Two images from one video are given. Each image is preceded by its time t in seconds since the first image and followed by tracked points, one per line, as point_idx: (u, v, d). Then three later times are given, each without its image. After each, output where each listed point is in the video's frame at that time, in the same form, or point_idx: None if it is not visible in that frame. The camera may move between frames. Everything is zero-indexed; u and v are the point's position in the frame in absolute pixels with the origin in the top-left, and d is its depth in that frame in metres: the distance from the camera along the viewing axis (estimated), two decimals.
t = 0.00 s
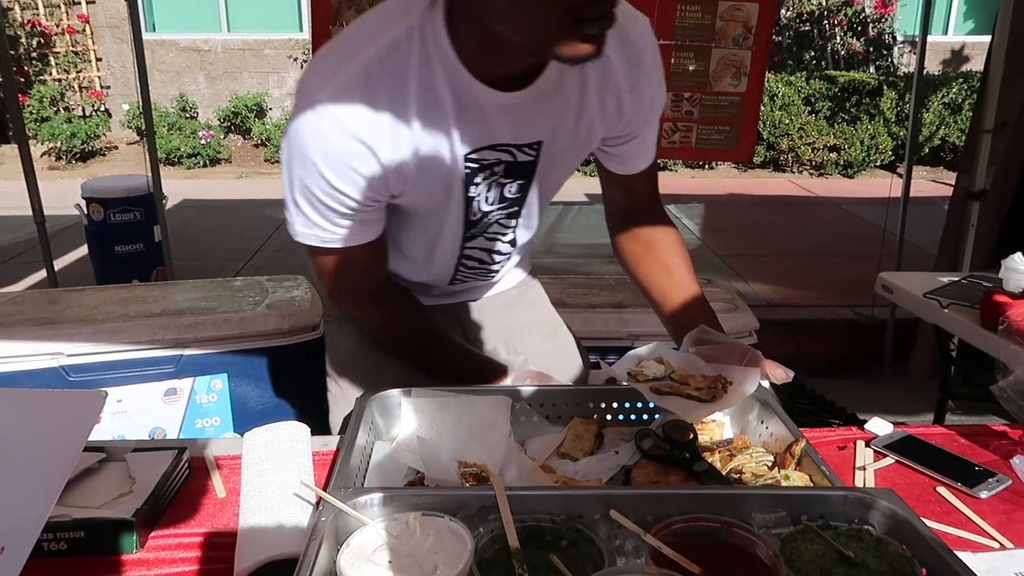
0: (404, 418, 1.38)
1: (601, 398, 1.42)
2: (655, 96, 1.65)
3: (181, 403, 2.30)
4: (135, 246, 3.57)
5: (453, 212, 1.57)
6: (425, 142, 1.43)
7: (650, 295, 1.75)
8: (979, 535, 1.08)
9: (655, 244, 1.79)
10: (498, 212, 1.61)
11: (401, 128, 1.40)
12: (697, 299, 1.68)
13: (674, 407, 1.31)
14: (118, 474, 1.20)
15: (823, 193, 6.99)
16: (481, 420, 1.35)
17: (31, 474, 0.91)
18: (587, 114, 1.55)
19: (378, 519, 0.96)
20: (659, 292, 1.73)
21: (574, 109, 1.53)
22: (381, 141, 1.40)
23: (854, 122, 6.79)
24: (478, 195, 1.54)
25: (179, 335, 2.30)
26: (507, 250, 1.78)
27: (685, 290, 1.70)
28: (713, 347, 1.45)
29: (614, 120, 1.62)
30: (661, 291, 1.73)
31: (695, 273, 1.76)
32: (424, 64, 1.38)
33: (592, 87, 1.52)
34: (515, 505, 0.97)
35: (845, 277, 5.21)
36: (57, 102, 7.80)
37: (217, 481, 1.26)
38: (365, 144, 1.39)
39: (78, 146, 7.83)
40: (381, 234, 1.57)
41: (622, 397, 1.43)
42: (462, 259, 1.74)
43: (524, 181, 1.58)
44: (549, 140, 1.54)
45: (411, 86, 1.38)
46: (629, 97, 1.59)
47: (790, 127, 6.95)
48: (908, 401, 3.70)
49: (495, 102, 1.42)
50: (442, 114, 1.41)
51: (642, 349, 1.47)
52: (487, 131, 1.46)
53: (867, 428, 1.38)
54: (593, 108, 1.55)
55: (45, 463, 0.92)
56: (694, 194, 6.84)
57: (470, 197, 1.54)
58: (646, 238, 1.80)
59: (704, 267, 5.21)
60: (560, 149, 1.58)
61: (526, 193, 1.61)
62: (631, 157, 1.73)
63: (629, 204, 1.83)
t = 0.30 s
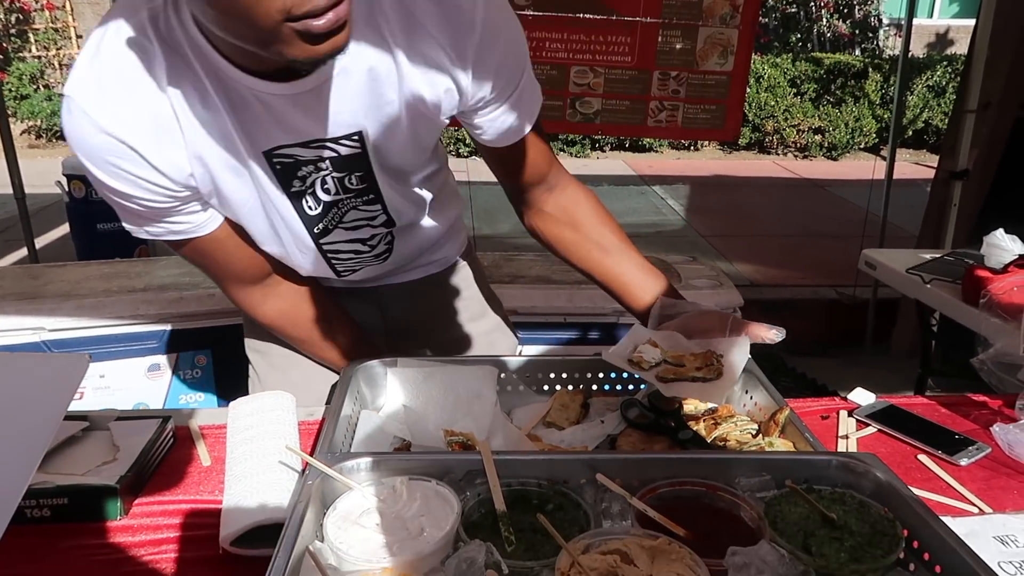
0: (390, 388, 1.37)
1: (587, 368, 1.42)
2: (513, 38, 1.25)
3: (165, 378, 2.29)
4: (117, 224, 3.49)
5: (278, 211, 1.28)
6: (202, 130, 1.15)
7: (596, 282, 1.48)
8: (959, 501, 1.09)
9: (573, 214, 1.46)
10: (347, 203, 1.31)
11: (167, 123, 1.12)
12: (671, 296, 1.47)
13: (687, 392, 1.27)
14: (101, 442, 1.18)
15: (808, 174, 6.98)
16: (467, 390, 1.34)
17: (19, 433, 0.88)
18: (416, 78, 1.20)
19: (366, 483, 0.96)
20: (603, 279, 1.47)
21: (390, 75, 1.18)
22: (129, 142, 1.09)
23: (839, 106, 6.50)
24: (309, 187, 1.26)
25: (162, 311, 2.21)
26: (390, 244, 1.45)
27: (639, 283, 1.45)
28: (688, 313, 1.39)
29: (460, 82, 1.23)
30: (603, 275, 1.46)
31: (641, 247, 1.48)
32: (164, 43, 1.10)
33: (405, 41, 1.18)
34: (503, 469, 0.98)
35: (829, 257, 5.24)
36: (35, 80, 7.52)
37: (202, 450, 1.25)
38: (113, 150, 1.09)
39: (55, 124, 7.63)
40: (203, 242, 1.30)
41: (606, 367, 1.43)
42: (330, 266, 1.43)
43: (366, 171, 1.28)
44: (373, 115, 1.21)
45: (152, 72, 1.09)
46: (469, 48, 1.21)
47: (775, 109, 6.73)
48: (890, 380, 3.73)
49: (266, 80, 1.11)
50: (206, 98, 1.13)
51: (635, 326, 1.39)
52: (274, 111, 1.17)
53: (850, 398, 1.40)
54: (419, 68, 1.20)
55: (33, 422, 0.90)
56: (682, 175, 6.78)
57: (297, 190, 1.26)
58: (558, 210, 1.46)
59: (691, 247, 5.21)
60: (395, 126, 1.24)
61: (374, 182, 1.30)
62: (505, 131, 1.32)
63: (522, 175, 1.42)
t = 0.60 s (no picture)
0: (383, 362, 1.36)
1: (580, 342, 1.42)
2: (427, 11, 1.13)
3: (152, 355, 2.19)
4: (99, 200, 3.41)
5: (209, 228, 1.28)
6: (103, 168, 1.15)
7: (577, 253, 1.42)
8: (948, 471, 1.11)
9: (539, 188, 1.39)
10: (282, 202, 1.27)
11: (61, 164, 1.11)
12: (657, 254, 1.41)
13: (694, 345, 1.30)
14: (91, 418, 1.17)
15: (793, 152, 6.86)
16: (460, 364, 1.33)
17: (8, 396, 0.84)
18: (326, 79, 1.08)
19: (361, 456, 0.96)
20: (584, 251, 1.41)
21: (297, 82, 1.08)
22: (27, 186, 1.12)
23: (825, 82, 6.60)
24: (234, 199, 1.24)
25: (147, 288, 2.14)
26: (349, 234, 1.42)
27: (623, 250, 1.40)
28: (672, 268, 1.38)
29: (376, 78, 1.11)
30: (585, 246, 1.40)
31: (614, 211, 1.43)
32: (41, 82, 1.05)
33: (304, 39, 1.06)
34: (498, 443, 0.97)
35: (815, 234, 5.24)
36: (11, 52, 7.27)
37: (193, 424, 1.23)
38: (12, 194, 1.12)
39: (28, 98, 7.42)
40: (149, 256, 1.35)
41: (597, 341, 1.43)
42: (286, 264, 1.41)
43: (293, 178, 1.22)
44: (286, 123, 1.13)
45: (32, 117, 1.07)
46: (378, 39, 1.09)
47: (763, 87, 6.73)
48: (876, 354, 3.75)
49: (160, 118, 1.05)
50: (99, 140, 1.11)
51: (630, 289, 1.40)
52: (177, 146, 1.12)
53: (841, 371, 1.41)
54: (327, 67, 1.08)
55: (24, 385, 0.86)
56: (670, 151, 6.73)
57: (224, 204, 1.24)
58: (523, 186, 1.39)
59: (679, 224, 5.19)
60: (314, 133, 1.15)
61: (304, 188, 1.25)
62: (440, 116, 1.22)
63: (477, 155, 1.36)
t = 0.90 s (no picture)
0: (396, 333, 1.37)
1: (592, 320, 1.42)
2: None
3: (162, 318, 2.15)
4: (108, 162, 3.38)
5: (210, 215, 1.28)
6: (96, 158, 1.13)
7: (580, 235, 1.44)
8: (957, 460, 1.11)
9: (538, 169, 1.40)
10: (284, 185, 1.27)
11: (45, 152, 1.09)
12: (658, 233, 1.43)
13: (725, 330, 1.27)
14: (105, 377, 1.18)
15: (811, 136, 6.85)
16: (473, 336, 1.34)
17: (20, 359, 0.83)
18: (320, 62, 1.06)
19: (374, 425, 0.97)
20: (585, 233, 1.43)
21: (290, 67, 1.06)
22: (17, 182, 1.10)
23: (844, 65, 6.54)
24: (233, 186, 1.23)
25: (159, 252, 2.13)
26: (353, 215, 1.42)
27: (621, 228, 1.41)
28: (669, 249, 1.39)
29: (375, 64, 1.10)
30: (586, 228, 1.42)
31: (611, 188, 1.44)
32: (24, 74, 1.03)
33: (298, 22, 1.03)
34: (510, 416, 0.98)
35: (827, 219, 5.20)
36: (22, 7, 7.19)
37: (206, 389, 1.24)
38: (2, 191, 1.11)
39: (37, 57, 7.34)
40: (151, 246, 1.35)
41: (609, 319, 1.43)
42: (291, 248, 1.42)
43: (291, 163, 1.21)
44: (283, 108, 1.11)
45: (17, 112, 1.04)
46: (374, 24, 1.07)
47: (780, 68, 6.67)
48: (883, 342, 3.74)
49: (150, 108, 1.04)
50: (88, 131, 1.10)
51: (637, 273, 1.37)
52: (170, 134, 1.10)
53: (852, 356, 1.40)
54: (321, 51, 1.05)
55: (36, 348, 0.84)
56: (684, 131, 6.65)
57: (222, 191, 1.24)
58: (522, 167, 1.39)
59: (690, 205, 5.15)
60: (310, 119, 1.13)
61: (304, 172, 1.24)
62: (438, 99, 1.21)
63: (476, 137, 1.34)
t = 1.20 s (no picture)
0: (398, 319, 1.38)
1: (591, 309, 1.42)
2: None
3: (167, 302, 2.11)
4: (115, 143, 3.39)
5: (200, 204, 1.29)
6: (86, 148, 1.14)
7: (570, 225, 1.46)
8: (953, 453, 1.11)
9: (529, 159, 1.39)
10: (273, 173, 1.28)
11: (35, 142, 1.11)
12: (648, 224, 1.43)
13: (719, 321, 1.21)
14: (109, 356, 1.19)
15: (820, 130, 6.86)
16: (473, 322, 1.34)
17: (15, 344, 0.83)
18: (306, 51, 1.06)
19: (373, 407, 0.98)
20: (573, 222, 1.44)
21: (277, 55, 1.06)
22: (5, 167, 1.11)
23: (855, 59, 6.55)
24: (223, 173, 1.24)
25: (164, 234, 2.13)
26: (345, 202, 1.43)
27: (610, 219, 1.42)
28: (660, 239, 1.38)
29: (361, 52, 1.10)
30: (576, 219, 1.43)
31: (599, 178, 1.43)
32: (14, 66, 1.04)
33: (283, 11, 1.02)
34: (509, 401, 0.99)
35: (832, 214, 5.19)
36: None
37: (209, 369, 1.26)
38: None
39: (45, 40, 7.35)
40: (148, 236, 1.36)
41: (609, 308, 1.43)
42: (282, 235, 1.43)
43: (280, 151, 1.22)
44: (269, 97, 1.11)
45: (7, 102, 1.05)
46: (360, 12, 1.06)
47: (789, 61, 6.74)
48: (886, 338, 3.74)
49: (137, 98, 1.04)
50: (79, 122, 1.10)
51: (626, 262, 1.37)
52: (158, 124, 1.11)
53: (852, 349, 1.41)
54: (307, 39, 1.05)
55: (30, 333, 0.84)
56: (692, 123, 6.62)
57: (212, 180, 1.25)
58: (513, 158, 1.38)
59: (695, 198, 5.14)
60: (297, 108, 1.14)
61: (293, 160, 1.25)
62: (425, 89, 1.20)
63: (467, 132, 1.32)
